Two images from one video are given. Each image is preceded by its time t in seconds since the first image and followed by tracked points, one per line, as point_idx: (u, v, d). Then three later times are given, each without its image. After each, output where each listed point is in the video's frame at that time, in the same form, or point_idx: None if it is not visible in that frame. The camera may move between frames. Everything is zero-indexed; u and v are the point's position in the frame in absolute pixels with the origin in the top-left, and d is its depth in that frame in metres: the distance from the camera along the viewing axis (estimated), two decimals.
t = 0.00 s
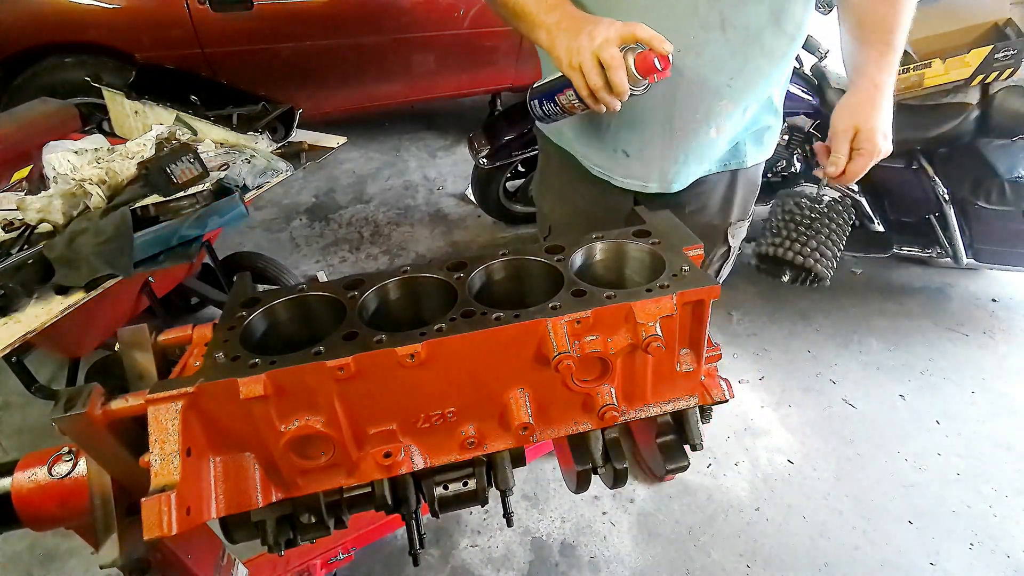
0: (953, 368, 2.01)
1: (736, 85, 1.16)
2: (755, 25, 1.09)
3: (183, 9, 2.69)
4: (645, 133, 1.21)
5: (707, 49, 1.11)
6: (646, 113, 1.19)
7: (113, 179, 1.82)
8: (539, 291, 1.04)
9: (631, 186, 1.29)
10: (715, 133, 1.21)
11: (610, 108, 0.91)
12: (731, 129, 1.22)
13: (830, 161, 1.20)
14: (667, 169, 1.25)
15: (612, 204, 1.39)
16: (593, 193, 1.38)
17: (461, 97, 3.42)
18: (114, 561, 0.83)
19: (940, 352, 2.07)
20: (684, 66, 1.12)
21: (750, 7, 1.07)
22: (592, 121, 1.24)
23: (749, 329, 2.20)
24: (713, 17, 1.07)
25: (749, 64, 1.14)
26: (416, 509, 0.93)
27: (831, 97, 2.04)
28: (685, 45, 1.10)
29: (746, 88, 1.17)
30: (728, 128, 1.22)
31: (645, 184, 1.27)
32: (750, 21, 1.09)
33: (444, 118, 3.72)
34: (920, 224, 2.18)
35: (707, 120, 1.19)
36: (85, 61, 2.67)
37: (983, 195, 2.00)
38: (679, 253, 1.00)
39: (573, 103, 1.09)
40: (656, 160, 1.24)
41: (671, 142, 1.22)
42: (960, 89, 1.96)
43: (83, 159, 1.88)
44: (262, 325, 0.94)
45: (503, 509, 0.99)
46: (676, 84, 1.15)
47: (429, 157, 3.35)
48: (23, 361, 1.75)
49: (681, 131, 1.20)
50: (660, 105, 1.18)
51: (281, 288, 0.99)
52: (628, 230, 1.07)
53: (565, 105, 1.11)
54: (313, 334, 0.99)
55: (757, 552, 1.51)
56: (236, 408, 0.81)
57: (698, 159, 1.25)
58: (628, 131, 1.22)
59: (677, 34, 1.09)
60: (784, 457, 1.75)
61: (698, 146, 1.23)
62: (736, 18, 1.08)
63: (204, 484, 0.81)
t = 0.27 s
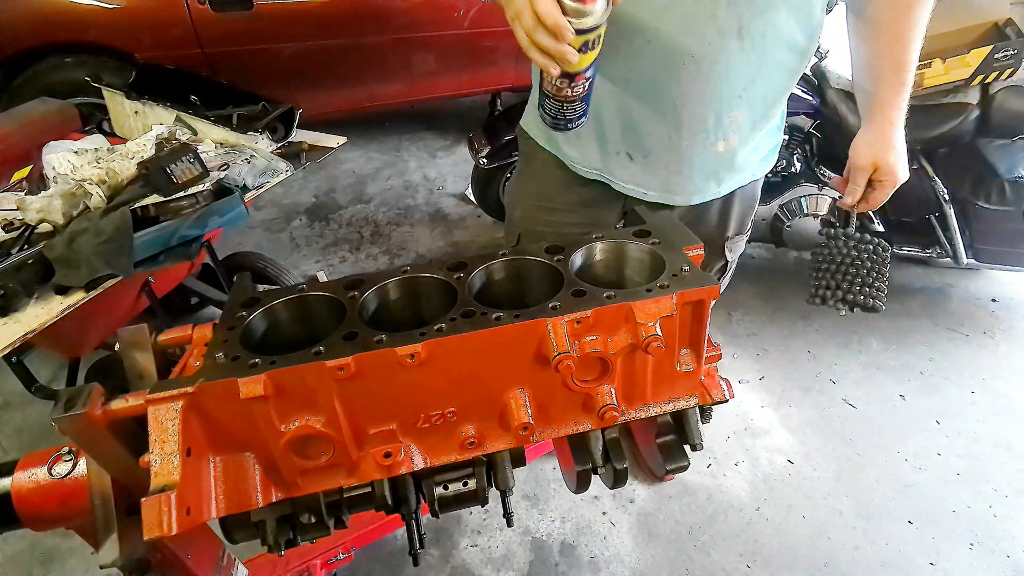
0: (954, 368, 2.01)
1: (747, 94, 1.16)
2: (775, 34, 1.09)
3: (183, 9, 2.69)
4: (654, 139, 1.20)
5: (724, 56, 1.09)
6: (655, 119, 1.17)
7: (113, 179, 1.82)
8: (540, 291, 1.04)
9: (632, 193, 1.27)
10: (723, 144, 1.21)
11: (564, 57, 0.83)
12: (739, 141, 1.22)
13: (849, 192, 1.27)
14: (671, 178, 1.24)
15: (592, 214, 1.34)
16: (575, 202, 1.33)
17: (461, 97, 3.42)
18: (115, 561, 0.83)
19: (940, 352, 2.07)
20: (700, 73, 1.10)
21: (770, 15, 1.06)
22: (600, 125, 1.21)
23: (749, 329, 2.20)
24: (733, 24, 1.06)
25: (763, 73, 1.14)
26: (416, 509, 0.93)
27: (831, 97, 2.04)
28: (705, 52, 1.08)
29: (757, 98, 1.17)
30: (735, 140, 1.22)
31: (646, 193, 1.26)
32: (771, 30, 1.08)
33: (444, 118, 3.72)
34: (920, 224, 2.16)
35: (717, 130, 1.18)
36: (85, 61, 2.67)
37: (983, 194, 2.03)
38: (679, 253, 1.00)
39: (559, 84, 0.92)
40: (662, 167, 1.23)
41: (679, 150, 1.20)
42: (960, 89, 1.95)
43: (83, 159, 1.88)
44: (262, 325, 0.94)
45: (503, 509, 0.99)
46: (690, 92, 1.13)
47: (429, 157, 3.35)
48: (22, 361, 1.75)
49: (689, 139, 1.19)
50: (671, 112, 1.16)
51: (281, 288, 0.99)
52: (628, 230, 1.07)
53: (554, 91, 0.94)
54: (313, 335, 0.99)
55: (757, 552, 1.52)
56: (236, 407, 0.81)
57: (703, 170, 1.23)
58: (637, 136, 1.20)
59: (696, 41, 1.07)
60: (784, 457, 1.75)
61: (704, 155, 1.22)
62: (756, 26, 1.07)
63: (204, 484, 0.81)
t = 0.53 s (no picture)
0: (954, 368, 2.01)
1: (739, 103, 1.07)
2: (767, 42, 1.03)
3: (183, 9, 2.69)
4: (644, 154, 1.09)
5: (723, 65, 1.01)
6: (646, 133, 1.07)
7: (114, 180, 1.83)
8: (540, 291, 1.04)
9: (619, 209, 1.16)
10: (717, 156, 1.12)
11: None
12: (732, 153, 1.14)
13: (848, 174, 1.21)
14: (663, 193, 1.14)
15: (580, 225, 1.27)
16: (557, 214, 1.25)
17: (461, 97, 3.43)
18: (115, 561, 0.83)
19: (940, 352, 2.07)
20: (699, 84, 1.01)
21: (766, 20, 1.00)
22: (583, 139, 1.09)
23: (749, 329, 2.20)
24: (730, 32, 0.97)
25: (757, 81, 1.07)
26: (416, 509, 0.93)
27: (830, 97, 2.04)
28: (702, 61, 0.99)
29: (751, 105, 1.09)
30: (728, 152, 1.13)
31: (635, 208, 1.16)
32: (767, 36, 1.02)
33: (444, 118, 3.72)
34: (920, 225, 2.16)
35: (711, 141, 1.09)
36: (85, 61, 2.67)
37: (984, 195, 2.02)
38: (679, 253, 1.00)
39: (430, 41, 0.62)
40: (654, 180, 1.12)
41: (672, 163, 1.10)
42: (960, 89, 1.96)
43: (83, 159, 1.89)
44: (262, 325, 0.94)
45: (503, 508, 0.99)
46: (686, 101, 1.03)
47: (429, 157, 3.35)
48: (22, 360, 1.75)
49: (684, 151, 1.09)
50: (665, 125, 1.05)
51: (282, 288, 0.99)
52: (628, 230, 1.07)
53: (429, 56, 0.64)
54: (313, 334, 0.99)
55: (757, 552, 1.52)
56: (236, 407, 0.81)
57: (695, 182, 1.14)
58: (626, 150, 1.09)
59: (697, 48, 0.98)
60: (784, 457, 1.75)
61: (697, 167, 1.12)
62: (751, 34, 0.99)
63: (204, 484, 0.81)
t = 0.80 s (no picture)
0: (954, 369, 2.00)
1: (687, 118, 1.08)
2: (709, 52, 1.05)
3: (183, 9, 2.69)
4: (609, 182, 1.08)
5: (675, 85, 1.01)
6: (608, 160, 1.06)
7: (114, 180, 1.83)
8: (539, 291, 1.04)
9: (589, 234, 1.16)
10: (677, 167, 1.13)
11: None
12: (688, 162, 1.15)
13: (806, 136, 1.13)
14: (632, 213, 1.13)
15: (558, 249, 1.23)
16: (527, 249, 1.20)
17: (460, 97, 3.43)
18: (115, 561, 0.84)
19: (940, 352, 2.07)
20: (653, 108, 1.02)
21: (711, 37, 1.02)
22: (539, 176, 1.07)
23: (749, 329, 2.20)
24: (679, 49, 0.98)
25: (699, 92, 1.08)
26: (416, 509, 0.93)
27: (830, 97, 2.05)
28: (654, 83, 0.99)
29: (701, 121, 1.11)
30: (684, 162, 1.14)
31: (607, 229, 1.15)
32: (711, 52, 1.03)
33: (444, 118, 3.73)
34: (921, 225, 2.17)
35: (669, 156, 1.10)
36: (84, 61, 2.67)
37: (983, 195, 2.02)
38: (679, 252, 1.00)
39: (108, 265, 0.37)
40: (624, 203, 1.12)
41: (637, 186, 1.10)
42: (960, 89, 1.96)
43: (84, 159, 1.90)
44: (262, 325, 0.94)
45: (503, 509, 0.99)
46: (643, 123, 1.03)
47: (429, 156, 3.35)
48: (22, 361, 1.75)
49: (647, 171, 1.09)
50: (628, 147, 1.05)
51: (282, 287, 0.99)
52: (628, 230, 1.07)
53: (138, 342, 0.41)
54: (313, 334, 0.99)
55: (757, 552, 1.52)
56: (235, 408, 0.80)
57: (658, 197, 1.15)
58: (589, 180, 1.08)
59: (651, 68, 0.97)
60: (784, 457, 1.75)
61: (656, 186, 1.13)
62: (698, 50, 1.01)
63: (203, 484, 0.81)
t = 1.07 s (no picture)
0: (954, 369, 2.00)
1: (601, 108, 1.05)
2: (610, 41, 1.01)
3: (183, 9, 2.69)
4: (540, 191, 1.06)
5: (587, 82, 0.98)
6: (535, 171, 1.04)
7: (114, 179, 1.83)
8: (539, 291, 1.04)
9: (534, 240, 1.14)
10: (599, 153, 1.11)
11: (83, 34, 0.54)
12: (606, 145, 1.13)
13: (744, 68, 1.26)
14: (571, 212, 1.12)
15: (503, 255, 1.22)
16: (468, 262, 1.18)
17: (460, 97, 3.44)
18: (115, 560, 0.82)
19: (940, 352, 2.07)
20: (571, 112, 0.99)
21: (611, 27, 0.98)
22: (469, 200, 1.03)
23: (749, 329, 2.20)
24: (586, 47, 0.95)
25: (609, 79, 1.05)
26: (416, 509, 0.93)
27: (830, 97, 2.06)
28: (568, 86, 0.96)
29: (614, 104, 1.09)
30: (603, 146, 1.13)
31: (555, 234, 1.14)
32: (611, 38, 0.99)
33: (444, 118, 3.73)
34: (921, 224, 2.20)
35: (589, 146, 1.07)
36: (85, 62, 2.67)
37: (983, 195, 2.02)
38: (679, 252, 1.00)
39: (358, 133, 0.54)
40: (562, 206, 1.10)
41: (570, 186, 1.09)
42: (960, 89, 1.95)
43: (84, 159, 1.90)
44: (262, 325, 0.94)
45: (503, 508, 0.99)
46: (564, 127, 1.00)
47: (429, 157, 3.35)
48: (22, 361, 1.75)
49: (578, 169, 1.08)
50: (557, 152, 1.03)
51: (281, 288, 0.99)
52: (628, 230, 1.07)
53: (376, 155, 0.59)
54: (312, 334, 0.99)
55: (757, 552, 1.52)
56: (236, 408, 0.80)
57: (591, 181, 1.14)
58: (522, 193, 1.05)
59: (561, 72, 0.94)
60: (784, 457, 1.75)
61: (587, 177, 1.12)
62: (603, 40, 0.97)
63: (204, 484, 0.81)
